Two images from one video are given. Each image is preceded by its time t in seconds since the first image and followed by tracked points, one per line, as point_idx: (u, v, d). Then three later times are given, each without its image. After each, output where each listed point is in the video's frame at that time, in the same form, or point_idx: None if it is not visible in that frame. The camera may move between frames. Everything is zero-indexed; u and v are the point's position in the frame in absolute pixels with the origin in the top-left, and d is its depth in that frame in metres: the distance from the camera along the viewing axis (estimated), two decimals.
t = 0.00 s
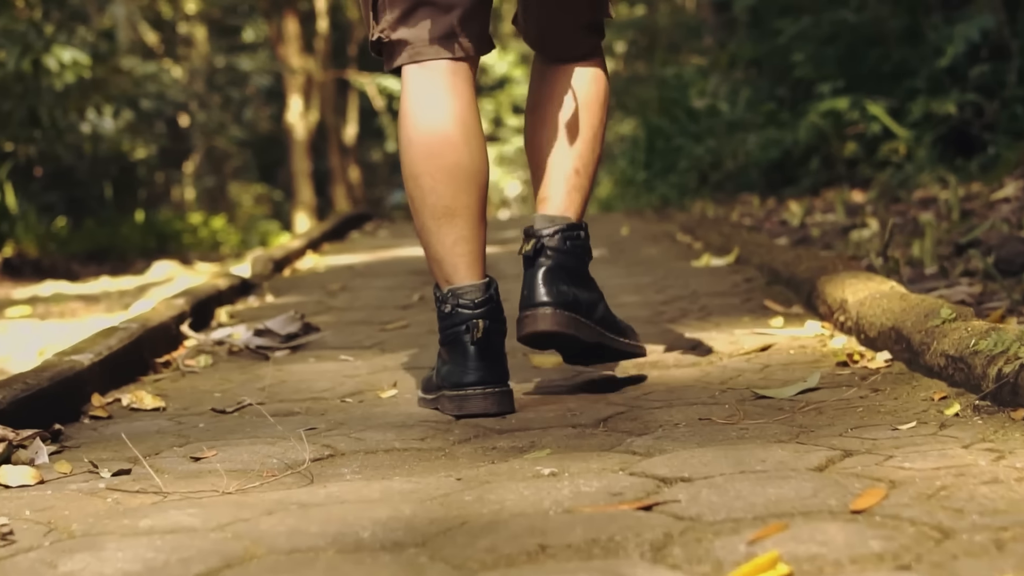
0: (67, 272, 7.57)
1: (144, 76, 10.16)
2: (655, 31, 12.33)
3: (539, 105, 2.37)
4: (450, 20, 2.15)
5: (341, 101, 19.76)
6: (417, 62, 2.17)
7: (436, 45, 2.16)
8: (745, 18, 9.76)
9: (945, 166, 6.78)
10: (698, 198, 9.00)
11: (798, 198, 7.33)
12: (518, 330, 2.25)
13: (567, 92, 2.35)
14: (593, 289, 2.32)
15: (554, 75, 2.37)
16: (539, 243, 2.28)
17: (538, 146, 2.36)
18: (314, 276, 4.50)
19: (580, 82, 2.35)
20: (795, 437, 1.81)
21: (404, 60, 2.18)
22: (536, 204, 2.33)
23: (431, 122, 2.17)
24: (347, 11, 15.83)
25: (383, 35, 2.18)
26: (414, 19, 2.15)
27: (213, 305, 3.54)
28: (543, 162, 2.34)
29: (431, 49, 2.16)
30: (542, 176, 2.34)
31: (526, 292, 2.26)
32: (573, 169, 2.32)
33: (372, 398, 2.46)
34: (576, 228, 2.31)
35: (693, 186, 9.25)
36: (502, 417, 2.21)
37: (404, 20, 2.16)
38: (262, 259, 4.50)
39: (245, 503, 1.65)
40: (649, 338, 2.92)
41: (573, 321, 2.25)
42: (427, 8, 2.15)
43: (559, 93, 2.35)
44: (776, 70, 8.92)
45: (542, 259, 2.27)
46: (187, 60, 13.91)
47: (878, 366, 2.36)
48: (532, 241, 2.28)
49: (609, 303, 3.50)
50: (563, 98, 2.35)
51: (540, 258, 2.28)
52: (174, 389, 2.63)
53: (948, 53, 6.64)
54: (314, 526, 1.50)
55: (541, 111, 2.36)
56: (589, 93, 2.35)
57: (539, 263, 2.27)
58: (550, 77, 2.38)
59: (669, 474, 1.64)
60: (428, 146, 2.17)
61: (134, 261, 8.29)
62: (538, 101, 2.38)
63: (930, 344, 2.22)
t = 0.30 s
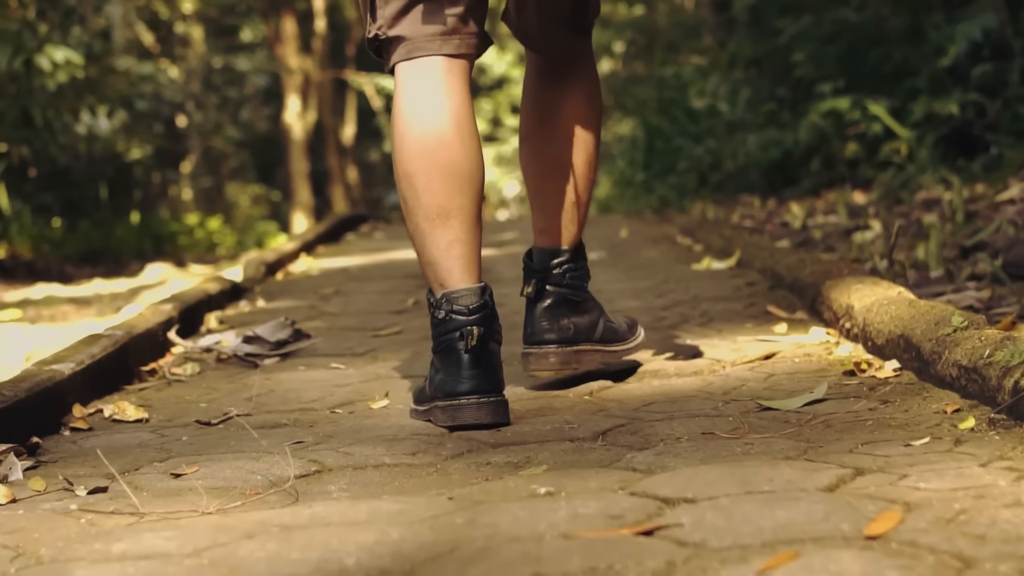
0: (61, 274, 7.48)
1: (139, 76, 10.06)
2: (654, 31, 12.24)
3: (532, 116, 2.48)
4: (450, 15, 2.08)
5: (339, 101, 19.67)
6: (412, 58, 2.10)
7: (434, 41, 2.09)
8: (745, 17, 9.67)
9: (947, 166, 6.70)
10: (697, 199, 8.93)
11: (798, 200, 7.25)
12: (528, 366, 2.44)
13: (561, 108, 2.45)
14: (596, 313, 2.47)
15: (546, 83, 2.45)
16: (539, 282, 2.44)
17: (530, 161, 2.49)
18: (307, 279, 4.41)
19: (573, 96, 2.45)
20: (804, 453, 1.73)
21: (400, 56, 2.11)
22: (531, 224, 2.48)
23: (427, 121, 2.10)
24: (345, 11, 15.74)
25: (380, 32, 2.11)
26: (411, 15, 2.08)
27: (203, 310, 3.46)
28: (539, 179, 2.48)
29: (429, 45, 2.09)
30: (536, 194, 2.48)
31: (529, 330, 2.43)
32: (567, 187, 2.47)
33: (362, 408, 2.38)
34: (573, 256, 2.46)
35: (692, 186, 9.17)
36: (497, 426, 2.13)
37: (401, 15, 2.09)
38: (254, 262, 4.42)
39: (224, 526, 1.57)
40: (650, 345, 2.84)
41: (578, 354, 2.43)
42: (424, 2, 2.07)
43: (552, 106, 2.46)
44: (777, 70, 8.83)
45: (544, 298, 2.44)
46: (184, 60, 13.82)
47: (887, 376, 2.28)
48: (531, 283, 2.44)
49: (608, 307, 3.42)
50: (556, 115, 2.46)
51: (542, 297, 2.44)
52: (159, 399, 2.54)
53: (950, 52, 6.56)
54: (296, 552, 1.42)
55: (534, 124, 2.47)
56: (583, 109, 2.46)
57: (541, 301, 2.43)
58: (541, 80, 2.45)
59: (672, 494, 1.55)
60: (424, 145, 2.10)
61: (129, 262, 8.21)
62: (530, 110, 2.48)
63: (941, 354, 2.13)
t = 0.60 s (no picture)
0: (54, 275, 7.39)
1: (135, 76, 9.99)
2: (652, 30, 12.15)
3: (527, 126, 2.45)
4: (445, 9, 2.01)
5: (336, 102, 19.58)
6: (404, 52, 2.03)
7: (428, 35, 2.02)
8: (744, 16, 9.60)
9: (949, 167, 6.62)
10: (696, 199, 8.85)
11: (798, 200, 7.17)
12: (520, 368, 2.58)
13: (556, 119, 2.44)
14: (582, 317, 2.55)
15: (540, 94, 2.42)
16: (528, 296, 2.51)
17: (525, 172, 2.48)
18: (299, 282, 4.33)
19: (568, 106, 2.44)
20: (810, 467, 1.64)
21: (391, 52, 2.05)
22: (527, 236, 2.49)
23: (419, 116, 2.03)
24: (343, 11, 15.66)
25: (373, 28, 2.04)
26: (404, 9, 2.01)
27: (190, 314, 3.37)
28: (535, 190, 2.48)
29: (422, 40, 2.02)
30: (532, 204, 2.48)
31: (526, 343, 2.53)
32: (562, 198, 2.48)
33: (350, 417, 2.29)
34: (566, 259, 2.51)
35: (691, 187, 9.08)
36: (489, 432, 2.03)
37: (395, 10, 2.02)
38: (245, 263, 4.33)
39: (199, 546, 1.48)
40: (648, 351, 2.76)
41: (565, 359, 2.56)
42: None
43: (547, 118, 2.44)
44: (776, 70, 8.75)
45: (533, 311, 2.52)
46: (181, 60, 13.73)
47: (894, 384, 2.19)
48: (525, 297, 2.50)
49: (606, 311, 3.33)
50: (552, 124, 2.44)
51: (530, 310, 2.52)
52: (141, 408, 2.46)
53: (952, 51, 6.48)
54: None
55: (530, 134, 2.46)
56: (578, 117, 2.46)
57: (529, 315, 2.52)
58: (534, 91, 2.41)
59: (673, 513, 1.47)
60: (416, 140, 2.03)
61: (124, 262, 8.13)
62: (525, 119, 2.45)
63: (951, 361, 2.05)
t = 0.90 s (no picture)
0: (47, 276, 7.30)
1: (132, 75, 9.90)
2: (651, 30, 12.08)
3: (515, 135, 2.46)
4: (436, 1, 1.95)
5: (335, 101, 19.49)
6: (395, 45, 1.97)
7: (420, 28, 1.96)
8: (744, 15, 9.51)
9: (951, 167, 6.54)
10: (695, 200, 8.77)
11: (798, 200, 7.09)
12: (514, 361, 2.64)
13: (547, 128, 2.45)
14: (573, 310, 2.60)
15: (530, 103, 2.42)
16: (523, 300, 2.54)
17: (514, 181, 2.49)
18: (291, 283, 4.24)
19: (557, 116, 2.45)
20: (817, 482, 1.56)
21: (382, 45, 1.98)
22: (519, 241, 2.52)
23: (408, 109, 1.96)
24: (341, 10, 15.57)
25: (363, 22, 1.98)
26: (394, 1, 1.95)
27: (177, 317, 3.29)
28: (524, 198, 2.48)
29: (412, 32, 1.96)
30: (521, 210, 2.48)
31: (522, 340, 2.58)
32: (551, 204, 2.48)
33: (336, 426, 2.20)
34: (559, 260, 2.55)
35: (691, 187, 9.00)
36: (479, 434, 1.92)
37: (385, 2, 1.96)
38: (236, 265, 4.25)
39: (169, 568, 1.40)
40: (646, 356, 2.67)
41: (558, 352, 2.62)
42: None
43: (537, 127, 2.45)
44: (776, 69, 8.67)
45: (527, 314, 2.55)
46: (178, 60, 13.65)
47: (902, 392, 2.11)
48: (520, 300, 2.53)
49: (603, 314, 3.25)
50: (542, 133, 2.45)
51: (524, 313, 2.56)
52: (121, 415, 2.37)
53: (954, 51, 6.40)
54: None
55: (519, 142, 2.46)
56: (568, 127, 2.47)
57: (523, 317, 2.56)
58: (524, 100, 2.42)
59: (673, 532, 1.38)
60: (405, 133, 1.95)
61: (118, 263, 8.04)
62: (514, 127, 2.46)
63: (961, 368, 1.96)
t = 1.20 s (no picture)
0: (40, 277, 7.21)
1: (127, 75, 9.81)
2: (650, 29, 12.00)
3: (506, 138, 2.42)
4: None
5: (333, 100, 19.41)
6: (384, 36, 1.89)
7: (407, 18, 1.87)
8: (744, 13, 9.43)
9: (952, 166, 6.46)
10: (694, 199, 8.69)
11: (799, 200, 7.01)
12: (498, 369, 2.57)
13: (539, 133, 2.41)
14: (560, 319, 2.55)
15: (523, 108, 2.38)
16: (514, 301, 2.48)
17: (504, 188, 2.45)
18: (282, 284, 4.16)
19: (550, 123, 2.41)
20: (822, 494, 1.48)
21: (370, 37, 1.90)
22: (507, 248, 2.49)
23: (397, 98, 1.88)
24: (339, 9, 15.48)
25: (351, 11, 1.90)
26: None
27: (162, 318, 3.21)
28: (511, 203, 2.45)
29: (399, 23, 1.88)
30: (508, 215, 2.45)
31: (513, 344, 2.53)
32: (539, 211, 2.44)
33: (321, 432, 2.12)
34: (548, 268, 2.52)
35: (689, 186, 8.91)
36: (468, 425, 1.80)
37: None
38: (225, 266, 4.17)
39: None
40: (642, 359, 2.59)
41: (544, 359, 2.56)
42: None
43: (529, 132, 2.41)
44: (776, 68, 8.59)
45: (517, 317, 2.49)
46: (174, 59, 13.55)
47: (909, 398, 2.02)
48: (511, 303, 2.48)
49: (599, 315, 3.17)
50: (534, 139, 2.41)
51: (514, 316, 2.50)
52: (99, 421, 2.28)
53: (956, 48, 6.32)
54: None
55: (509, 146, 2.42)
56: (560, 133, 2.43)
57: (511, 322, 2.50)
58: (517, 103, 2.38)
59: (671, 552, 1.30)
60: (394, 123, 1.87)
61: (113, 263, 7.96)
62: (505, 130, 2.42)
63: (973, 373, 1.88)
